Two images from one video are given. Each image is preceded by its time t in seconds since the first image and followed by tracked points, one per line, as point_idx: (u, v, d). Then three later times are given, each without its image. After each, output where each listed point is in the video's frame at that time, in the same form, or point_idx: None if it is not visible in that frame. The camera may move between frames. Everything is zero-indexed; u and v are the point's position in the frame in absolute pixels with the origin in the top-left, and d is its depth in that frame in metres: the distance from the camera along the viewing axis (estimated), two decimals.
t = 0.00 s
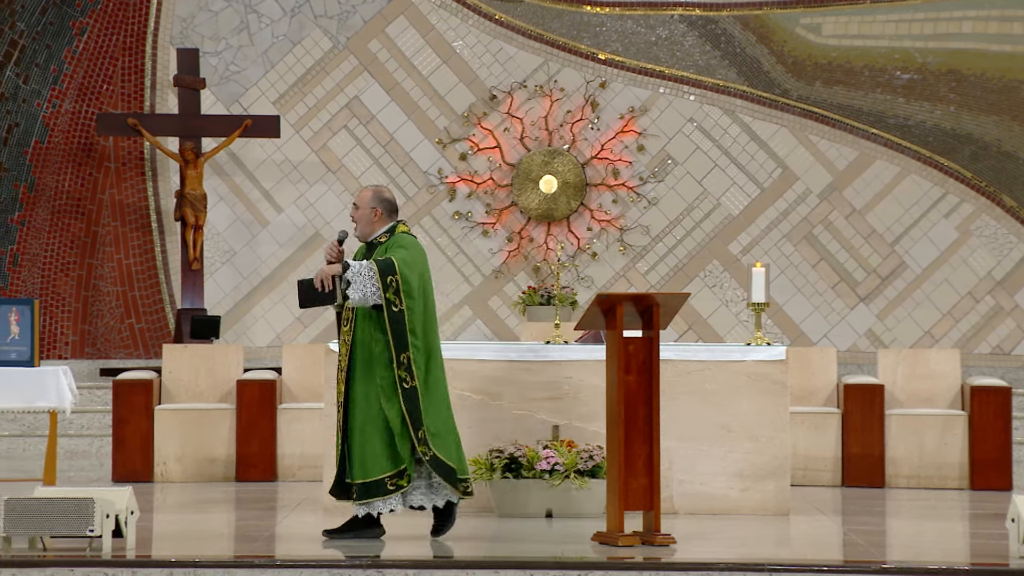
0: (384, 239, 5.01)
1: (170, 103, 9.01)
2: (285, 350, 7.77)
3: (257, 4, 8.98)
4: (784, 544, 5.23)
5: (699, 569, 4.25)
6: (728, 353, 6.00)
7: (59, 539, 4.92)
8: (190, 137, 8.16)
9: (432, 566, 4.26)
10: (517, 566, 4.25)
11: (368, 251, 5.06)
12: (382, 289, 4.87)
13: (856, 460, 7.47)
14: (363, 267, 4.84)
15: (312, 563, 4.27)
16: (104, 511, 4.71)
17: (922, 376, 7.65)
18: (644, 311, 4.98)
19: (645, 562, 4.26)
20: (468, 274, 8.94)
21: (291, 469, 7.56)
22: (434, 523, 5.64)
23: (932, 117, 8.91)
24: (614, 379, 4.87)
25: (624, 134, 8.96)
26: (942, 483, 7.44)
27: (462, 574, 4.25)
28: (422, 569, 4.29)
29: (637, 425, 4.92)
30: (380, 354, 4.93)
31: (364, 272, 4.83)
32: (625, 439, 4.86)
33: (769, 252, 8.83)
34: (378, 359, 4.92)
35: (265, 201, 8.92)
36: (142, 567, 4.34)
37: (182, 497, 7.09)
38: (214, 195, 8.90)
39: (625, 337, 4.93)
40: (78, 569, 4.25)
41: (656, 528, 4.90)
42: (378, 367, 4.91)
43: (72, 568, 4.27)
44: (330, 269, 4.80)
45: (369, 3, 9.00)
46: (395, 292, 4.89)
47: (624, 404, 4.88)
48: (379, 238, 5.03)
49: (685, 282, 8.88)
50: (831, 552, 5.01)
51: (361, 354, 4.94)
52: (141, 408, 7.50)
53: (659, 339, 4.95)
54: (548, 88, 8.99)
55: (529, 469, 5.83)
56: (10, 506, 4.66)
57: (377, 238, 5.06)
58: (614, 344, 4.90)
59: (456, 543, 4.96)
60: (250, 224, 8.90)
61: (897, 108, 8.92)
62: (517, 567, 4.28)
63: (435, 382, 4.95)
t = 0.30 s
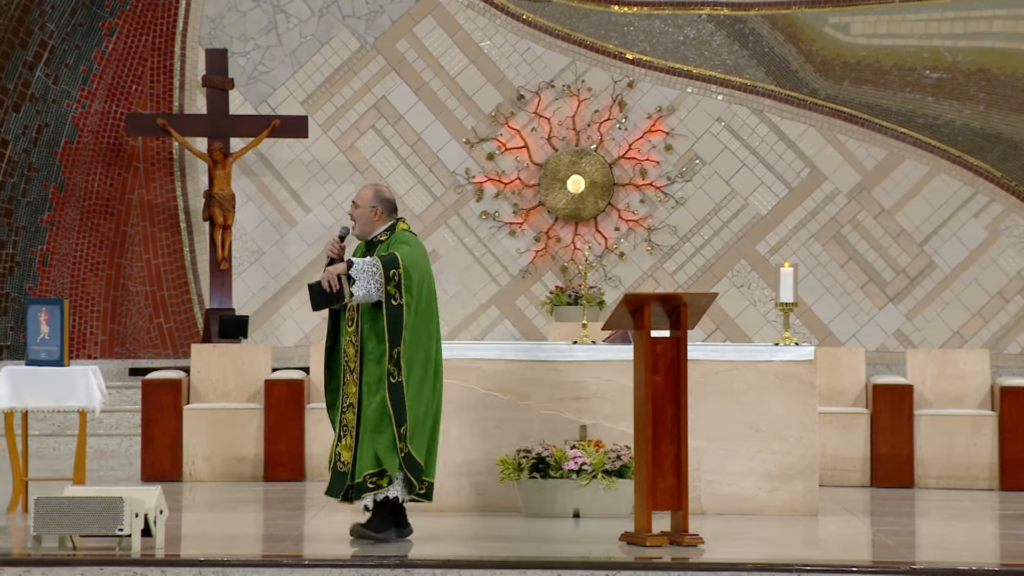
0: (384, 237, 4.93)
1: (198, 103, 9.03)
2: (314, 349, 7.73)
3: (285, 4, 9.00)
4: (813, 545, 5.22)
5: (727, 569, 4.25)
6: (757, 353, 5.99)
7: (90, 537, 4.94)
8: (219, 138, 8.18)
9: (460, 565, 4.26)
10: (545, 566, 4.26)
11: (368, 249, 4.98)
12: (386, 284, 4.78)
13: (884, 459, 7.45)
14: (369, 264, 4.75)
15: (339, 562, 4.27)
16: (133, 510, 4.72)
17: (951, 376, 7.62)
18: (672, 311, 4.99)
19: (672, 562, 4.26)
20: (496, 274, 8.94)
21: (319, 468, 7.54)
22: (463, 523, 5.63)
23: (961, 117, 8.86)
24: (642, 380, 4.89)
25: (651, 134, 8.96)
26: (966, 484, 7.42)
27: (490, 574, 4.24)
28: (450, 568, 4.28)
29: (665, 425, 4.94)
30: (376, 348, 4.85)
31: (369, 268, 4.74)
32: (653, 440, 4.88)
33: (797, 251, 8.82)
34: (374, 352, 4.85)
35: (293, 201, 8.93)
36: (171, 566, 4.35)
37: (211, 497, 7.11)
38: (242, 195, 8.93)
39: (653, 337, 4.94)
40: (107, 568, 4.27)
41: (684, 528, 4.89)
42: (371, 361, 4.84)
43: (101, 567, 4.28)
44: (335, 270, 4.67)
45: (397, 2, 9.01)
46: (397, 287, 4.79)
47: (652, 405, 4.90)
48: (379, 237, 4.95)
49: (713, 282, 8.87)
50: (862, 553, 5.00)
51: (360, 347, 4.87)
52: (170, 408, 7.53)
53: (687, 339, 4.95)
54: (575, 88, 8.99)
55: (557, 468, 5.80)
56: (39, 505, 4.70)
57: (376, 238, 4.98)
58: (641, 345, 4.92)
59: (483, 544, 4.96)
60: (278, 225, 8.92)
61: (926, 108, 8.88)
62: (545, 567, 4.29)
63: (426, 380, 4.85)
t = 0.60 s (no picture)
0: (395, 244, 4.81)
1: (225, 103, 9.05)
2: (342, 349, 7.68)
3: (312, 4, 9.02)
4: (841, 545, 5.20)
5: (754, 569, 4.23)
6: (786, 353, 5.97)
7: (119, 536, 4.95)
8: (246, 137, 8.20)
9: (487, 564, 4.25)
10: (572, 566, 4.25)
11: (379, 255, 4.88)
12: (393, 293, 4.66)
13: (912, 459, 7.43)
14: (376, 270, 4.64)
15: (366, 561, 4.26)
16: (160, 510, 4.74)
17: (979, 376, 7.59)
18: (699, 310, 4.98)
19: (699, 562, 4.24)
20: (522, 273, 8.94)
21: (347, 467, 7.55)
22: (489, 522, 5.62)
23: (990, 116, 8.81)
24: (669, 378, 4.89)
25: (678, 134, 8.96)
26: (989, 484, 7.39)
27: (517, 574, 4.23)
28: (478, 568, 4.26)
29: (692, 424, 4.93)
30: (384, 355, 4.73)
31: (376, 275, 4.63)
32: (679, 439, 4.88)
33: (824, 250, 8.79)
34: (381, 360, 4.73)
35: (320, 200, 8.95)
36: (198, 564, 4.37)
37: (238, 496, 7.12)
38: (269, 194, 8.95)
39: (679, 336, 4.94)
40: (134, 565, 4.31)
41: (711, 528, 4.86)
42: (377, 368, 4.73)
43: (130, 566, 4.29)
44: (344, 276, 4.57)
45: (423, 2, 9.02)
46: (404, 295, 4.68)
47: (678, 403, 4.90)
48: (390, 243, 4.83)
49: (741, 281, 8.86)
50: (892, 553, 4.98)
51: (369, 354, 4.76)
52: (197, 407, 7.56)
53: (713, 338, 4.95)
54: (601, 88, 8.99)
55: (583, 468, 5.75)
56: (69, 503, 4.71)
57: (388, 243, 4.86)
58: (668, 344, 4.92)
59: (510, 543, 4.96)
60: (304, 224, 8.93)
61: (954, 107, 8.85)
62: (572, 566, 4.28)
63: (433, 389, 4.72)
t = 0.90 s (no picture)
0: (414, 236, 4.71)
1: (250, 103, 9.03)
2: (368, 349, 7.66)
3: (337, 4, 9.02)
4: (867, 545, 5.18)
5: (779, 569, 4.20)
6: (809, 353, 5.96)
7: (145, 535, 4.96)
8: (270, 136, 8.21)
9: (512, 563, 4.23)
10: (595, 566, 4.22)
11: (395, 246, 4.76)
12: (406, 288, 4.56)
13: (937, 459, 7.42)
14: (390, 262, 4.51)
15: (390, 560, 4.23)
16: (185, 509, 4.75)
17: (1005, 377, 7.55)
18: (722, 310, 4.98)
19: (724, 562, 4.21)
20: (546, 273, 8.95)
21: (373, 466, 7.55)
22: (514, 522, 5.60)
23: (1017, 115, 8.76)
24: (693, 377, 4.89)
25: (702, 133, 8.95)
26: (1013, 485, 7.36)
27: (540, 573, 4.21)
28: (502, 568, 4.24)
29: (716, 423, 4.93)
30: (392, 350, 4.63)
31: (390, 266, 4.50)
32: (704, 438, 4.88)
33: (849, 250, 8.77)
34: (389, 355, 4.63)
35: (344, 200, 8.96)
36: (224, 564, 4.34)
37: (262, 495, 7.13)
38: (294, 194, 8.97)
39: (703, 336, 4.94)
40: (160, 565, 4.28)
41: (735, 528, 4.86)
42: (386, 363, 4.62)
43: (154, 565, 4.27)
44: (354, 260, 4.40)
45: (448, 2, 9.02)
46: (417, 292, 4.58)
47: (702, 402, 4.90)
48: (409, 235, 4.74)
49: (766, 281, 8.84)
50: (920, 553, 4.96)
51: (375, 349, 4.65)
52: (221, 406, 7.59)
53: (737, 338, 4.96)
54: (626, 88, 8.99)
55: (607, 468, 5.72)
56: (95, 502, 4.75)
57: (405, 235, 4.77)
58: (692, 343, 4.91)
59: (534, 543, 4.94)
60: (329, 224, 8.94)
61: (981, 106, 8.80)
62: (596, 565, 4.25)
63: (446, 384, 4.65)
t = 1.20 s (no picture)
0: (429, 236, 4.60)
1: (269, 102, 9.08)
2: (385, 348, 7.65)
3: (355, 3, 9.03)
4: (887, 545, 5.16)
5: (798, 569, 4.16)
6: (828, 352, 5.95)
7: (163, 535, 4.96)
8: (289, 135, 8.22)
9: (530, 563, 4.20)
10: (614, 565, 4.17)
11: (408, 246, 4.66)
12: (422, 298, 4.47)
13: (957, 460, 7.39)
14: (404, 273, 4.43)
15: (408, 560, 4.19)
16: (204, 508, 4.75)
17: None
18: (741, 309, 4.97)
19: (743, 561, 4.18)
20: (564, 272, 8.95)
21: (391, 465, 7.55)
22: (533, 522, 5.59)
23: None
24: (711, 377, 4.88)
25: (721, 132, 8.95)
26: None
27: (559, 573, 4.17)
28: (520, 566, 4.21)
29: (734, 423, 4.91)
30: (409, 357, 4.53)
31: (404, 278, 4.42)
32: (722, 437, 4.86)
33: (868, 249, 8.75)
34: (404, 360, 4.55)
35: (363, 199, 8.98)
36: (242, 563, 4.31)
37: (280, 494, 7.14)
38: (312, 193, 8.99)
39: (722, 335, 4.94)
40: (179, 563, 4.23)
41: (754, 527, 4.84)
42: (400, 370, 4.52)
43: (172, 564, 4.23)
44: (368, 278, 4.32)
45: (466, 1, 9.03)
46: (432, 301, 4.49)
47: (721, 401, 4.89)
48: (423, 233, 4.63)
49: (784, 280, 8.83)
50: (941, 553, 4.94)
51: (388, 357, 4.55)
52: (240, 405, 7.60)
53: (755, 337, 4.93)
54: (644, 86, 8.99)
55: (625, 467, 5.70)
56: (114, 501, 4.75)
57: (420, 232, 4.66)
58: (710, 343, 4.90)
59: (552, 543, 4.92)
60: (347, 223, 8.97)
61: (1001, 105, 8.79)
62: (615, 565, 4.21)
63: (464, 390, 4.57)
